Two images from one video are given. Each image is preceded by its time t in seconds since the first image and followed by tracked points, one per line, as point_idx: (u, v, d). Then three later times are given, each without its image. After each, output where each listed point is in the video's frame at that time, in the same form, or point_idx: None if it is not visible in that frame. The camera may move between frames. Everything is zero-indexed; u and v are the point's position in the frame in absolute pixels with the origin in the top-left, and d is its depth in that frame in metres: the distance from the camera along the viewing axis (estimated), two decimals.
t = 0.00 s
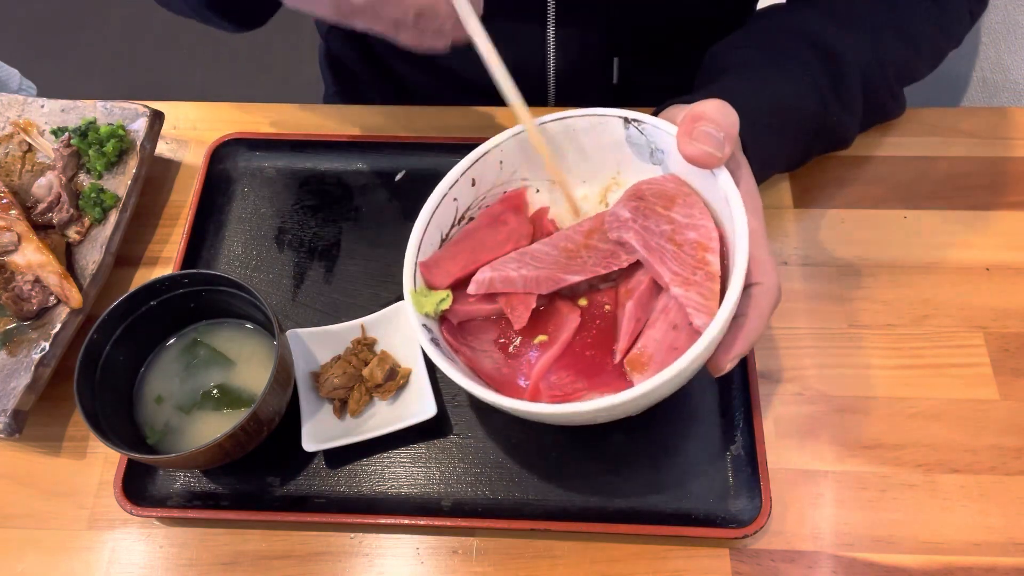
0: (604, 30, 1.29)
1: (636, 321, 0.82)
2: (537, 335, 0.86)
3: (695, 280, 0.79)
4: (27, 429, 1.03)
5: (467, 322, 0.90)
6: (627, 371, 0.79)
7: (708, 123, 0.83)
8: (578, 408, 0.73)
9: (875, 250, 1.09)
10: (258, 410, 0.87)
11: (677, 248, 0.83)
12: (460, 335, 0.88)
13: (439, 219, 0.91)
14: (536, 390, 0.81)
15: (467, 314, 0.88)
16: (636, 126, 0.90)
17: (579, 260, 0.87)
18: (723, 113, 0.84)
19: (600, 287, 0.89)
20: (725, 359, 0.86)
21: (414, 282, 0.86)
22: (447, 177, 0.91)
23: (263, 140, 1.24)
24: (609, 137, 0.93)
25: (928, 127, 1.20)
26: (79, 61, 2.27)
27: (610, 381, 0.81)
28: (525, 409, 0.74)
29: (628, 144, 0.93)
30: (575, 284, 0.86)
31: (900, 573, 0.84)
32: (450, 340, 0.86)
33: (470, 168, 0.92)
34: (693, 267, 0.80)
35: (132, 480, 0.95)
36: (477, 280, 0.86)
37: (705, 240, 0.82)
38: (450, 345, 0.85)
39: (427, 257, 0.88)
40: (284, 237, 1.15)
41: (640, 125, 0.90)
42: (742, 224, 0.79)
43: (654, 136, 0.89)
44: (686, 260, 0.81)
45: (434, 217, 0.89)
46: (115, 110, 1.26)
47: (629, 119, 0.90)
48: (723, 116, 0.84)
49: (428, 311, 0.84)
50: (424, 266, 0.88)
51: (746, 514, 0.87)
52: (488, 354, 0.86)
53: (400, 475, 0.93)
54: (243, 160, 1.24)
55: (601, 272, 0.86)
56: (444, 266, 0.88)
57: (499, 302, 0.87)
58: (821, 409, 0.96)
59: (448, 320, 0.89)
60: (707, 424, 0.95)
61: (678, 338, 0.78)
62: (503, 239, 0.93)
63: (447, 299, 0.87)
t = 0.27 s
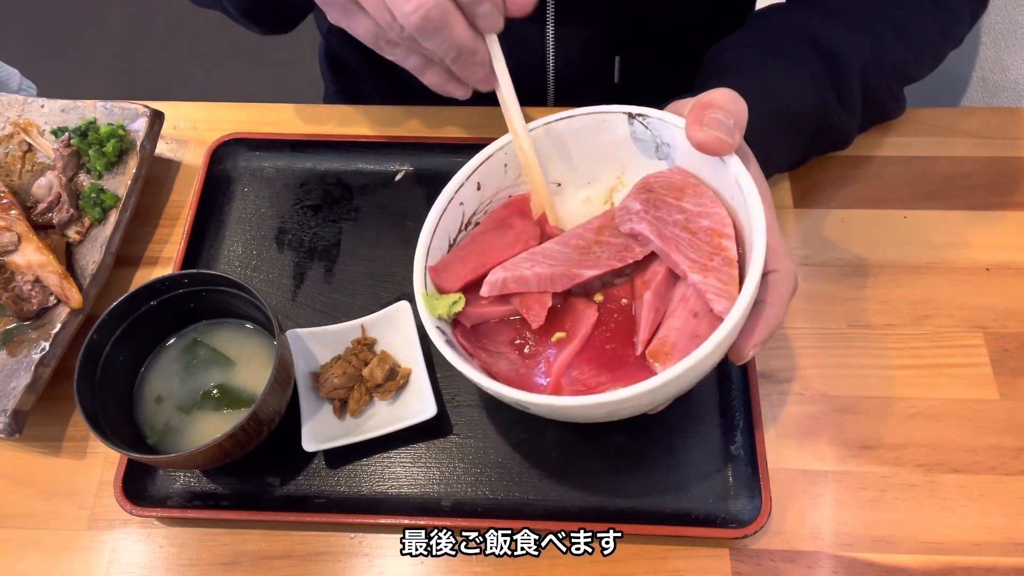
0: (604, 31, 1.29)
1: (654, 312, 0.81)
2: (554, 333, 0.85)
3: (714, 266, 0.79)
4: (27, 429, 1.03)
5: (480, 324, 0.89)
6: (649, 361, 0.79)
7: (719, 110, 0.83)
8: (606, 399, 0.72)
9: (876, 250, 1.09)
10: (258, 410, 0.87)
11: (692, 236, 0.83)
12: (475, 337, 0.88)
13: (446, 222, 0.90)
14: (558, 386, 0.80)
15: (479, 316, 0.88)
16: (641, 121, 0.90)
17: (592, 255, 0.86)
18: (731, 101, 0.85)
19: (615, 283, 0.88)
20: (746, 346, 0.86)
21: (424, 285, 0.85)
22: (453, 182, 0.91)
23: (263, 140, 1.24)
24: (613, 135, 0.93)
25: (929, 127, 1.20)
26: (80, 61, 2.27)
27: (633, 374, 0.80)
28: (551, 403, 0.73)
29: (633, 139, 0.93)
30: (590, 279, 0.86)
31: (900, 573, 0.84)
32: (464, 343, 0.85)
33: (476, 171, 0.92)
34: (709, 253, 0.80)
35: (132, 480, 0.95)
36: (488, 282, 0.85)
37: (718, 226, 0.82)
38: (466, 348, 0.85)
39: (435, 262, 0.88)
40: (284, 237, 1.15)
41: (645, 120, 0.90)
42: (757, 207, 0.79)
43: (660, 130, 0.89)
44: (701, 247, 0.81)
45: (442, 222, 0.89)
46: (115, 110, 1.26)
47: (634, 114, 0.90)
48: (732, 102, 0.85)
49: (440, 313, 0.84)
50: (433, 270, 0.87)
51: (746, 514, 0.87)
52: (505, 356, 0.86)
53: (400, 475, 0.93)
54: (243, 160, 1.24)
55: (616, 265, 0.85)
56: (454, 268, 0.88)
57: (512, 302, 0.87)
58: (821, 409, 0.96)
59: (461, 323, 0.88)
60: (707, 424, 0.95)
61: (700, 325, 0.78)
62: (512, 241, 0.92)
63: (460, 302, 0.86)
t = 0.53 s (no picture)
0: (604, 33, 1.29)
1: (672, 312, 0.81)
2: (571, 329, 0.84)
3: (734, 270, 0.79)
4: (27, 429, 1.03)
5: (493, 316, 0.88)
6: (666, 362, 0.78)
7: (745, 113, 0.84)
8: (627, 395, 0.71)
9: (877, 250, 1.09)
10: (258, 410, 0.87)
11: (713, 237, 0.83)
12: (487, 328, 0.86)
13: (461, 210, 0.89)
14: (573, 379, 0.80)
15: (493, 307, 0.86)
16: (663, 118, 0.89)
17: (611, 251, 0.86)
18: (757, 103, 0.85)
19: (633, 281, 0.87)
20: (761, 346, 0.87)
21: (438, 272, 0.85)
22: (468, 169, 0.90)
23: (263, 139, 1.24)
24: (633, 131, 0.92)
25: (929, 127, 1.20)
26: (80, 61, 2.27)
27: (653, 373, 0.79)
28: (569, 397, 0.72)
29: (653, 138, 0.92)
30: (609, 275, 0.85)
31: (900, 573, 0.84)
32: (478, 333, 0.84)
33: (492, 160, 0.91)
34: (730, 257, 0.80)
35: (131, 480, 0.95)
36: (503, 272, 0.83)
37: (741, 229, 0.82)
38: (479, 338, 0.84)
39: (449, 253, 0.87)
40: (284, 237, 1.15)
41: (667, 118, 0.89)
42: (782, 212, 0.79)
43: (682, 129, 0.89)
44: (723, 250, 0.81)
45: (456, 210, 0.88)
46: (115, 110, 1.26)
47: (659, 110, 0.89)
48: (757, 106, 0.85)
49: (454, 302, 0.83)
50: (447, 257, 0.86)
51: (746, 514, 0.87)
52: (519, 349, 0.84)
53: (400, 475, 0.93)
54: (243, 160, 1.24)
55: (635, 262, 0.84)
56: (468, 257, 0.88)
57: (527, 295, 0.85)
58: (821, 409, 0.96)
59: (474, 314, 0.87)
60: (706, 425, 0.95)
61: (718, 329, 0.78)
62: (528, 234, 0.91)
63: (474, 291, 0.84)
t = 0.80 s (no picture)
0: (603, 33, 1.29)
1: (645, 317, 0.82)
2: (549, 318, 0.86)
3: (710, 291, 0.78)
4: (27, 429, 1.03)
5: (473, 296, 0.89)
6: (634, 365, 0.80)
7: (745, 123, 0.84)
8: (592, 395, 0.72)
9: (877, 250, 1.09)
10: (258, 411, 0.87)
11: (697, 252, 0.82)
12: (466, 308, 0.87)
13: (453, 189, 0.90)
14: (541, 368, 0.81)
15: (474, 288, 0.88)
16: (663, 118, 0.89)
17: (594, 249, 0.86)
18: (757, 114, 0.86)
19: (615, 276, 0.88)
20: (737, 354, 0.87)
21: (424, 249, 0.85)
22: (467, 149, 0.90)
23: (263, 139, 1.24)
24: (635, 129, 0.92)
25: (930, 127, 1.20)
26: (80, 61, 2.27)
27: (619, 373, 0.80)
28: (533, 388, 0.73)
29: (652, 138, 0.92)
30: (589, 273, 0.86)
31: (901, 573, 0.84)
32: (455, 311, 0.85)
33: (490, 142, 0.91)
34: (709, 277, 0.79)
35: (132, 480, 0.95)
36: (487, 253, 0.85)
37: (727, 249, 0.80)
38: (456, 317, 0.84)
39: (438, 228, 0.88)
40: (284, 237, 1.15)
41: (669, 118, 0.89)
42: (768, 245, 0.78)
43: (682, 130, 0.89)
44: (704, 268, 0.80)
45: (448, 187, 0.88)
46: (115, 110, 1.26)
47: (661, 110, 0.89)
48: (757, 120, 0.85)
49: (435, 280, 0.83)
50: (435, 234, 0.87)
51: (746, 514, 0.87)
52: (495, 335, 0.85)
53: (400, 475, 0.93)
54: (243, 160, 1.24)
55: (615, 264, 0.85)
56: (455, 237, 0.89)
57: (509, 279, 0.87)
58: (821, 409, 0.96)
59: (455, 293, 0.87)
60: (706, 425, 0.95)
61: (685, 342, 0.78)
62: (517, 220, 0.92)
63: (457, 272, 0.86)
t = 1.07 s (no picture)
0: (604, 33, 1.29)
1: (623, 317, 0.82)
2: (530, 305, 0.86)
3: (680, 299, 0.78)
4: (27, 429, 1.03)
5: (458, 278, 0.89)
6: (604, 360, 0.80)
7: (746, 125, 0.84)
8: (551, 382, 0.73)
9: (877, 250, 1.09)
10: (258, 411, 0.87)
11: (673, 259, 0.81)
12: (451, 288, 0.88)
13: (446, 169, 0.90)
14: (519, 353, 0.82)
15: (460, 269, 0.88)
16: (664, 114, 0.89)
17: (579, 241, 0.85)
18: (758, 123, 0.86)
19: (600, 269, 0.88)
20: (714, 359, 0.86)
21: (412, 227, 0.85)
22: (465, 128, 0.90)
23: (263, 139, 1.24)
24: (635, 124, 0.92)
25: (929, 127, 1.20)
26: (80, 62, 2.27)
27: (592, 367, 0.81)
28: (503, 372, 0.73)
29: (653, 133, 0.91)
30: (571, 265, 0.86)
31: (901, 573, 0.84)
32: (437, 290, 0.85)
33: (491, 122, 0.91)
34: (681, 286, 0.79)
35: (132, 480, 0.95)
36: (473, 233, 0.85)
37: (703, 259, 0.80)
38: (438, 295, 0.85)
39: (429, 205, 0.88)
40: (284, 237, 1.15)
41: (669, 114, 0.89)
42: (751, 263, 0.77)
43: (681, 128, 0.88)
44: (678, 275, 0.80)
45: (442, 165, 0.89)
46: (115, 110, 1.26)
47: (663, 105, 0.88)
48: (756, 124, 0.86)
49: (421, 259, 0.83)
50: (425, 212, 0.87)
51: (746, 514, 0.87)
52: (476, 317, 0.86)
53: (400, 475, 0.93)
54: (243, 160, 1.24)
55: (595, 261, 0.84)
56: (446, 217, 0.88)
57: (494, 263, 0.87)
58: (821, 409, 0.96)
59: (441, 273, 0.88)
60: (707, 425, 0.95)
61: (656, 344, 0.79)
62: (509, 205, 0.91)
63: (444, 253, 0.86)
